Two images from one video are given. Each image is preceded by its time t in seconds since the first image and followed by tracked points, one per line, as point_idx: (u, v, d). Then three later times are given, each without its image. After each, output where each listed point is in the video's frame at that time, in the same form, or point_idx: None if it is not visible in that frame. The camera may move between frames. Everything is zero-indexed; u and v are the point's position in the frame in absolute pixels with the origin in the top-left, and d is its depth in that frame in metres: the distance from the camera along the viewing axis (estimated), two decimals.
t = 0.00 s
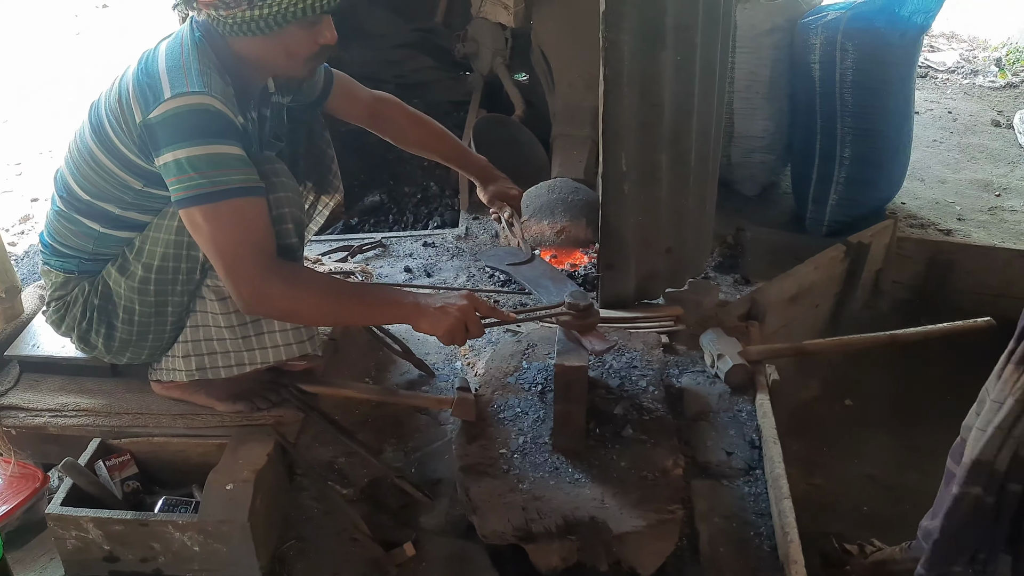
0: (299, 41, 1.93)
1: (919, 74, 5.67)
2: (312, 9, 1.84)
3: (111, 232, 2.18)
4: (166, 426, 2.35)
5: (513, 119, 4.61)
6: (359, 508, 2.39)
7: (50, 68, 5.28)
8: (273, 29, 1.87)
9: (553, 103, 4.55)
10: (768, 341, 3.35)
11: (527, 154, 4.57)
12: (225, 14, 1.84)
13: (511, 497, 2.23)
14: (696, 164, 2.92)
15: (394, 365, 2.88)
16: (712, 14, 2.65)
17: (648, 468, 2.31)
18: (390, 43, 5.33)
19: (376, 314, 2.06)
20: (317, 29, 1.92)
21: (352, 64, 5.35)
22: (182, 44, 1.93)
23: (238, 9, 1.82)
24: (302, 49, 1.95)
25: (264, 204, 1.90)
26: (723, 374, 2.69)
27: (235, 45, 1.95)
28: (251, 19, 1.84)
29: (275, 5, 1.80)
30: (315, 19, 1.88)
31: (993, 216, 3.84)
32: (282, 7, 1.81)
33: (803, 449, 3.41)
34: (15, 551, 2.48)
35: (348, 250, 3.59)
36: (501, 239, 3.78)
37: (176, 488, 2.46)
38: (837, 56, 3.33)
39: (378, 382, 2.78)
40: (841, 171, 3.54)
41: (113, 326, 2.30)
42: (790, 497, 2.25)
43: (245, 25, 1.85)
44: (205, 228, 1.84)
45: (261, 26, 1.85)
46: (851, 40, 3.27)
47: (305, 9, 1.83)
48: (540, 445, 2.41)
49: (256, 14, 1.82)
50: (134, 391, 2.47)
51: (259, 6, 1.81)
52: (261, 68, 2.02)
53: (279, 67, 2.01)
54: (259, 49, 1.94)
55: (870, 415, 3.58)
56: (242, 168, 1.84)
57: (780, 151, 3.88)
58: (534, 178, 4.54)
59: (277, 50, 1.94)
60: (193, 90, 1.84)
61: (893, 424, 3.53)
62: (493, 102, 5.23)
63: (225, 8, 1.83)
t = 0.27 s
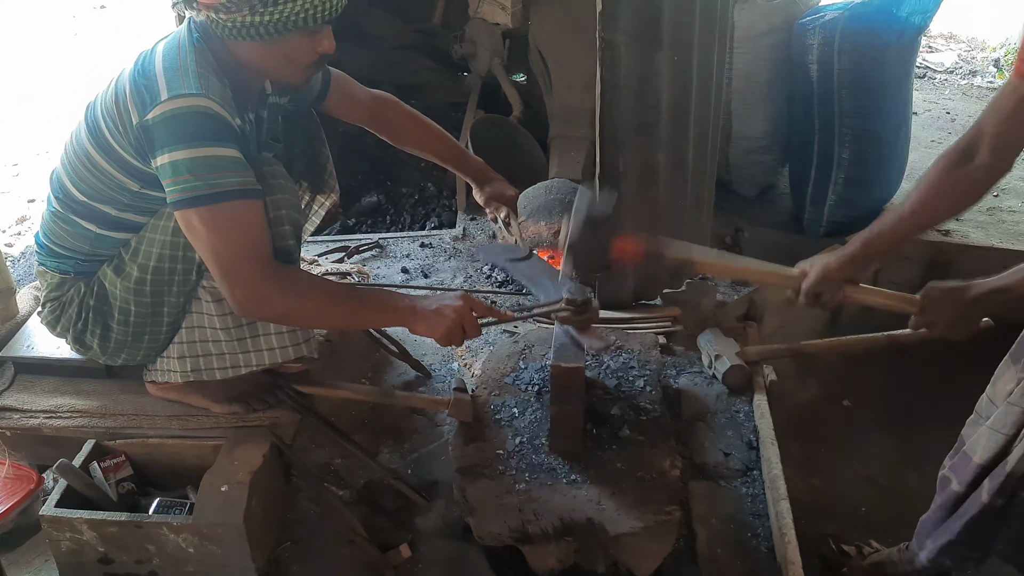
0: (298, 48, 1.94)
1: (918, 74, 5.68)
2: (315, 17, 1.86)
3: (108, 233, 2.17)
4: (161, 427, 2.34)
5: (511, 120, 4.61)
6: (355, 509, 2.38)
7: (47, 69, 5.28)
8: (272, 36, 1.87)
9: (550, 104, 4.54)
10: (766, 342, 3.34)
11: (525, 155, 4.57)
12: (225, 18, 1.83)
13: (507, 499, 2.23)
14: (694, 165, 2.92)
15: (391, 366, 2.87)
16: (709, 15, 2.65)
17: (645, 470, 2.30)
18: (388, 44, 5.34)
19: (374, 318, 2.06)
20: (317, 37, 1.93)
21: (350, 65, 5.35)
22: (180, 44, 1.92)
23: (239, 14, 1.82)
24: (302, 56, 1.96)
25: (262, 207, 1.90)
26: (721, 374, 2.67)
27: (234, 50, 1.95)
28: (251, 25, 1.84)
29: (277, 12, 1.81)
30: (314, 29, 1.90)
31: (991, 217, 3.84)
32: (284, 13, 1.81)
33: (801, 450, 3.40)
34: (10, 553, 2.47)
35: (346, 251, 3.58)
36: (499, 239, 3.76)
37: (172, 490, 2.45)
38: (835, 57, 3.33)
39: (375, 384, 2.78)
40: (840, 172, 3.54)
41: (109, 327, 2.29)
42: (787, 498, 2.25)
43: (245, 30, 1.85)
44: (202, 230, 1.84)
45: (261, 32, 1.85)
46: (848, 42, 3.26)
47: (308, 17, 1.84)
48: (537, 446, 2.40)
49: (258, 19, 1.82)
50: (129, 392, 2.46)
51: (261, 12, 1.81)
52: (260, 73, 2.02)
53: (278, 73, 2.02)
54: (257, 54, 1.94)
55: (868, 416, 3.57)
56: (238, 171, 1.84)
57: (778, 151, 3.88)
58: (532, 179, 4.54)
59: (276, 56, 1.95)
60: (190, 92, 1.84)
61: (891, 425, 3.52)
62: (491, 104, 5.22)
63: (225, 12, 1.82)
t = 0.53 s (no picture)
0: (310, 70, 1.92)
1: (916, 74, 5.68)
2: (331, 42, 1.85)
3: (107, 244, 2.15)
4: (158, 427, 2.34)
5: (509, 120, 4.61)
6: (353, 510, 2.38)
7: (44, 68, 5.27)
8: (286, 59, 1.86)
9: (548, 103, 4.54)
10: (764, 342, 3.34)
11: (523, 155, 4.57)
12: (239, 40, 1.82)
13: (506, 499, 2.22)
14: (692, 165, 2.91)
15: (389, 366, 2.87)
16: (707, 14, 2.63)
17: (643, 470, 2.30)
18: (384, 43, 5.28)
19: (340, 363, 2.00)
20: (330, 59, 1.91)
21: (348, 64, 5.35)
22: (188, 66, 1.86)
23: (254, 37, 1.81)
24: (313, 76, 1.94)
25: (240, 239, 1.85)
26: (718, 374, 2.69)
27: (243, 69, 1.92)
28: (266, 47, 1.82)
29: (293, 35, 1.80)
30: (329, 52, 1.89)
31: (990, 216, 3.84)
32: (300, 36, 1.80)
33: (800, 449, 3.40)
34: (7, 553, 2.47)
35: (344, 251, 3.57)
36: (498, 238, 3.77)
37: (169, 490, 2.44)
38: (834, 56, 3.33)
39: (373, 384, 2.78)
40: (838, 172, 3.56)
41: (106, 336, 2.28)
42: (786, 498, 2.24)
43: (259, 52, 1.84)
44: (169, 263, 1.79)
45: (275, 55, 1.84)
46: (847, 41, 3.26)
47: (323, 41, 1.84)
48: (535, 446, 2.40)
49: (273, 42, 1.81)
50: (126, 393, 2.45)
51: (276, 35, 1.80)
52: (268, 92, 2.00)
53: (285, 91, 1.98)
54: (269, 75, 1.92)
55: (867, 415, 3.57)
56: (218, 209, 1.78)
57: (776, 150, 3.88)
58: (530, 179, 4.53)
59: (287, 76, 1.92)
60: (193, 123, 1.79)
61: (890, 424, 3.52)
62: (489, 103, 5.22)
63: (240, 34, 1.81)
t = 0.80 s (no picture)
0: (327, 96, 1.91)
1: (913, 73, 5.68)
2: (351, 69, 1.85)
3: (110, 271, 2.11)
4: (156, 429, 2.33)
5: (507, 119, 4.60)
6: (351, 510, 2.38)
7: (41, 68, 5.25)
8: (306, 86, 1.84)
9: (546, 102, 4.53)
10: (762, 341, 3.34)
11: (521, 154, 4.56)
12: (261, 65, 1.79)
13: (504, 499, 2.22)
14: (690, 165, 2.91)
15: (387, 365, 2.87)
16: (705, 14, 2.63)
17: (641, 469, 2.30)
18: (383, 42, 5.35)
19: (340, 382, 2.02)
20: (347, 85, 1.91)
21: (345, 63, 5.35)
22: (198, 97, 1.80)
23: (277, 62, 1.78)
24: (329, 102, 1.93)
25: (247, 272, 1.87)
26: (717, 374, 2.67)
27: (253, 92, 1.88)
28: (288, 73, 1.80)
29: (317, 62, 1.79)
30: (348, 80, 1.88)
31: (988, 215, 3.84)
32: (323, 64, 1.80)
33: (798, 448, 3.40)
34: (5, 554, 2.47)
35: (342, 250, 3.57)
36: (496, 238, 3.76)
37: (167, 491, 2.44)
38: (832, 55, 3.32)
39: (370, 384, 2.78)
40: (836, 171, 3.54)
41: (115, 359, 2.28)
42: (784, 497, 2.24)
43: (279, 78, 1.81)
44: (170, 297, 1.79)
45: (296, 81, 1.82)
46: (845, 39, 3.26)
47: (345, 68, 1.84)
48: (533, 446, 2.40)
49: (296, 69, 1.80)
50: (123, 393, 2.45)
51: (302, 61, 1.78)
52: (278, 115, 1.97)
53: (295, 115, 1.95)
54: (285, 101, 1.88)
55: (865, 414, 3.57)
56: (228, 246, 1.78)
57: (774, 149, 3.88)
58: (528, 178, 4.53)
59: (304, 102, 1.90)
60: (207, 162, 1.75)
61: (888, 423, 3.52)
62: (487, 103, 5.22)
63: (262, 60, 1.78)
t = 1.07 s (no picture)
0: (312, 126, 1.94)
1: (912, 72, 5.67)
2: (339, 107, 1.89)
3: (89, 284, 2.09)
4: (153, 429, 2.33)
5: (504, 119, 4.60)
6: (348, 511, 2.38)
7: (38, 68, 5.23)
8: (293, 116, 1.86)
9: (544, 102, 4.53)
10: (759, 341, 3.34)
11: (519, 154, 4.56)
12: (257, 88, 1.79)
13: (500, 500, 2.22)
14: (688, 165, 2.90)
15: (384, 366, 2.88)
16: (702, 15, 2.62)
17: (639, 470, 2.30)
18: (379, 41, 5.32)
19: (330, 388, 2.03)
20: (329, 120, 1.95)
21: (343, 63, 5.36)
22: (161, 108, 1.76)
23: (274, 88, 1.79)
24: (312, 131, 1.97)
25: (229, 279, 1.88)
26: (714, 374, 2.67)
27: (231, 108, 1.87)
28: (282, 101, 1.82)
29: (314, 95, 1.83)
30: (332, 116, 1.93)
31: (986, 215, 3.84)
32: (318, 98, 1.84)
33: (795, 448, 3.40)
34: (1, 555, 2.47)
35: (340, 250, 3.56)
36: (494, 238, 3.76)
37: (163, 492, 2.44)
38: (830, 55, 3.32)
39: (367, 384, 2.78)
40: (833, 171, 3.54)
41: (108, 368, 2.27)
42: (781, 498, 2.24)
43: (271, 103, 1.82)
44: (160, 312, 1.80)
45: (287, 110, 1.84)
46: (842, 38, 3.25)
47: (334, 106, 1.88)
48: (530, 447, 2.40)
49: (291, 97, 1.82)
50: (118, 393, 2.44)
51: (299, 92, 1.81)
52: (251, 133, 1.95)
53: (271, 137, 1.95)
54: (267, 125, 1.89)
55: (863, 414, 3.58)
56: (205, 257, 1.78)
57: (772, 149, 3.88)
58: (526, 178, 4.53)
59: (288, 129, 1.91)
60: (176, 176, 1.73)
61: (886, 423, 3.53)
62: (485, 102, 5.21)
63: (259, 83, 1.78)
